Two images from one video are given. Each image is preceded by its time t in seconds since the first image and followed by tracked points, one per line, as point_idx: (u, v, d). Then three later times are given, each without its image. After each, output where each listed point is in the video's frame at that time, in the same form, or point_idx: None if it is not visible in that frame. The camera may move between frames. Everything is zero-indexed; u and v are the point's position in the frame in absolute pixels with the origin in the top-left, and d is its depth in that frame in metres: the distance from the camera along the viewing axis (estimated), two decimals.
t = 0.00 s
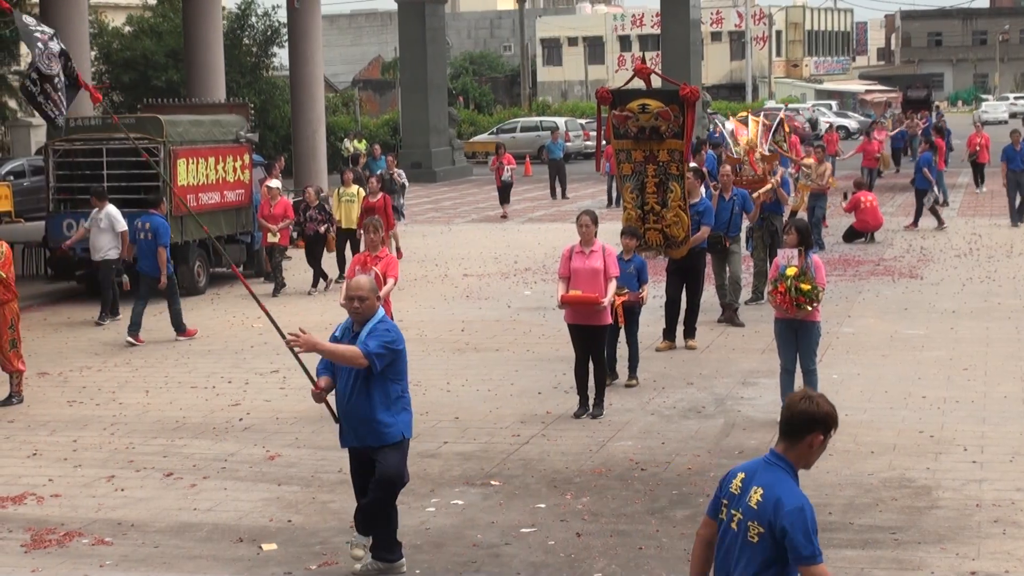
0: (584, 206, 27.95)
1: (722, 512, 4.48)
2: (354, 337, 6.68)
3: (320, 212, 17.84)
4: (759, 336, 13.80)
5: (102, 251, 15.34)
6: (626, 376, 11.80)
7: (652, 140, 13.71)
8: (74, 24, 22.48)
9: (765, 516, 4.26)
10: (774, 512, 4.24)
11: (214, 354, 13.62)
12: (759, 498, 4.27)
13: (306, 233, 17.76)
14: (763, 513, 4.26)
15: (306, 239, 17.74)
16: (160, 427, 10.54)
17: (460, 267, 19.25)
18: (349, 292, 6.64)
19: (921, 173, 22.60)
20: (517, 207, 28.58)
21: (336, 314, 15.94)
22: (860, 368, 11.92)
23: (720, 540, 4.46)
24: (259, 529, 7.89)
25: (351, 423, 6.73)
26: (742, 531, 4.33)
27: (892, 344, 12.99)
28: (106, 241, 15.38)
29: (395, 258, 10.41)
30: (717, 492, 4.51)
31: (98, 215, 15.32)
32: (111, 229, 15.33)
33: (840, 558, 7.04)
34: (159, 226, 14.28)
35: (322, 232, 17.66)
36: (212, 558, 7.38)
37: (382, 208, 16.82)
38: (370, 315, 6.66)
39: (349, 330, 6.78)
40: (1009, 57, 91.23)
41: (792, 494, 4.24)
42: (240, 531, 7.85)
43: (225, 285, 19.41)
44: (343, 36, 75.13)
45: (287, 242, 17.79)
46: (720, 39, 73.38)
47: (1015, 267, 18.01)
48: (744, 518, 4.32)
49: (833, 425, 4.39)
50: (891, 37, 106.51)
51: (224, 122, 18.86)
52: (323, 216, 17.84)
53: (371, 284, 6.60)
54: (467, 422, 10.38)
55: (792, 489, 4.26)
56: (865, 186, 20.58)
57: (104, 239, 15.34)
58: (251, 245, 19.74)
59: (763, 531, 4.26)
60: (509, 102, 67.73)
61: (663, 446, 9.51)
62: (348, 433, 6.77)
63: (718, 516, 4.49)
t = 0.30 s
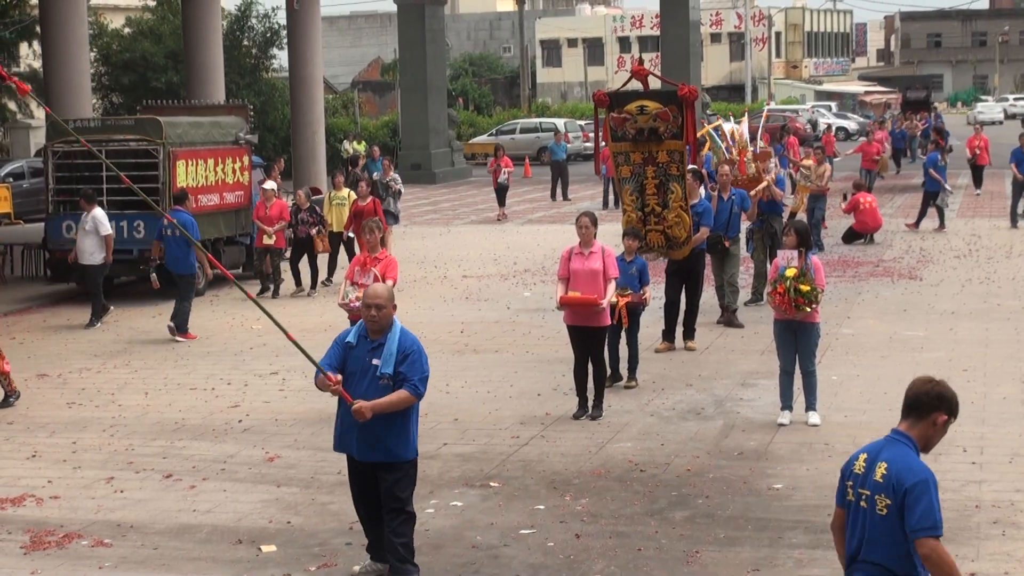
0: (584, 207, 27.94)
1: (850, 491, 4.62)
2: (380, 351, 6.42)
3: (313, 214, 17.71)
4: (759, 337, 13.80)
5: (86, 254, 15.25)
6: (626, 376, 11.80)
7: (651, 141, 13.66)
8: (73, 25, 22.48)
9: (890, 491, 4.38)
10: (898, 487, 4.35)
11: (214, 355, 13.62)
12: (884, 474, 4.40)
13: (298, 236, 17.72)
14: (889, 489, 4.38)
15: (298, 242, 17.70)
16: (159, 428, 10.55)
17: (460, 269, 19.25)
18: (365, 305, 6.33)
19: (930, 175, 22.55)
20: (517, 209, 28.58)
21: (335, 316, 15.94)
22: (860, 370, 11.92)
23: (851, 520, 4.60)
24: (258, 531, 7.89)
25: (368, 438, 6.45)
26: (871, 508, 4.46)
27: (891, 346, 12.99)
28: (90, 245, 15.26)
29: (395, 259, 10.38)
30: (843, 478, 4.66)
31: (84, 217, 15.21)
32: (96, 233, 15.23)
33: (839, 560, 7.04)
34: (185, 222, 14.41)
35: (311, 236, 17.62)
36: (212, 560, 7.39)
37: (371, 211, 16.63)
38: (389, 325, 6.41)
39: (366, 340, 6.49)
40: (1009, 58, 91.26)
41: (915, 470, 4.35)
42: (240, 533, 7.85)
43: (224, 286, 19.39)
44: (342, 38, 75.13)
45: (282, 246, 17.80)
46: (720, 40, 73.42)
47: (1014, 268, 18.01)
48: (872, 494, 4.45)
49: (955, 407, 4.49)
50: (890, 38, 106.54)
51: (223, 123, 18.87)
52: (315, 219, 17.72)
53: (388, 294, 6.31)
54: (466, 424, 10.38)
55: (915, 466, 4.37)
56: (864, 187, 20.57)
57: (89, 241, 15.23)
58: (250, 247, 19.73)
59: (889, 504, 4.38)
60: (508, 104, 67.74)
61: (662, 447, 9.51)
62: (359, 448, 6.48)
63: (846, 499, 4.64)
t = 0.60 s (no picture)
0: (582, 210, 27.94)
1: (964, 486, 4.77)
2: (407, 356, 6.20)
3: (301, 218, 17.88)
4: (757, 339, 13.81)
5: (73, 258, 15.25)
6: (625, 377, 11.79)
7: (650, 144, 13.59)
8: (71, 27, 22.48)
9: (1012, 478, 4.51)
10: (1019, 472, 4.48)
11: (211, 358, 13.61)
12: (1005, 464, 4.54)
13: (288, 241, 17.89)
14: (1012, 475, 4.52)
15: (289, 246, 17.85)
16: (157, 431, 10.54)
17: (457, 271, 19.25)
18: (389, 308, 6.11)
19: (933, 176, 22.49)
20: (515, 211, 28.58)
21: (333, 319, 15.94)
22: (858, 372, 11.92)
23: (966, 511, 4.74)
24: (256, 533, 7.88)
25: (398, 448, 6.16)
26: (992, 498, 4.60)
27: (890, 347, 13.00)
28: (78, 249, 15.27)
29: (393, 261, 10.33)
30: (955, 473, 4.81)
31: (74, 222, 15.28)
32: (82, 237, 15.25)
33: (838, 562, 7.04)
34: (208, 225, 15.01)
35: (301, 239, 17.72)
36: (210, 562, 7.38)
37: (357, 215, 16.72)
38: (409, 328, 6.23)
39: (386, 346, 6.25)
40: (1006, 60, 91.38)
41: None
42: (238, 535, 7.85)
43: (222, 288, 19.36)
44: (340, 40, 75.14)
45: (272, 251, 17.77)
46: (718, 42, 73.47)
47: (1012, 270, 18.03)
48: (993, 484, 4.58)
49: None
50: (887, 41, 106.68)
51: (221, 126, 18.88)
52: (303, 223, 17.91)
53: (404, 297, 6.15)
54: (464, 426, 10.37)
55: None
56: (862, 189, 20.57)
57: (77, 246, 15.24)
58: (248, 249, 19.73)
59: (1011, 491, 4.51)
60: (506, 106, 67.74)
61: (661, 449, 9.51)
62: (387, 458, 6.18)
63: (960, 493, 4.78)
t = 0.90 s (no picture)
0: (582, 212, 27.96)
1: None
2: (434, 373, 6.09)
3: (289, 219, 17.80)
4: (757, 342, 13.82)
5: (60, 260, 15.19)
6: (624, 380, 11.79)
7: (651, 146, 13.63)
8: (72, 28, 22.49)
9: None
10: None
11: (211, 360, 13.61)
12: None
13: (277, 243, 17.72)
14: None
15: (277, 248, 17.69)
16: (157, 433, 10.53)
17: (457, 274, 19.25)
18: (411, 324, 5.95)
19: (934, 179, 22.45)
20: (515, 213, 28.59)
21: (333, 321, 15.94)
22: (858, 375, 11.92)
23: None
24: (256, 535, 7.88)
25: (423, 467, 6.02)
26: None
27: (890, 351, 13.00)
28: (64, 251, 15.20)
29: (393, 263, 10.35)
30: None
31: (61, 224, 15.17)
32: (71, 239, 15.11)
33: (838, 565, 7.04)
34: (228, 222, 14.93)
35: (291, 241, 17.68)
36: (210, 564, 7.38)
37: (348, 219, 16.69)
38: (425, 344, 6.10)
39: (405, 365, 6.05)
40: (1005, 64, 91.42)
41: None
42: (238, 538, 7.84)
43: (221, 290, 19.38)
44: (340, 42, 75.20)
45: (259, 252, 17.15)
46: (717, 45, 73.52)
47: (1011, 274, 18.03)
48: None
49: None
50: (887, 44, 106.76)
51: (222, 128, 18.83)
52: (292, 224, 17.83)
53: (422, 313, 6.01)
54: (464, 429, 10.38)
55: None
56: (862, 193, 20.57)
57: (64, 248, 15.17)
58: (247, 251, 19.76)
59: None
60: (505, 108, 67.71)
61: (661, 452, 9.51)
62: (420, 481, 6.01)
63: None
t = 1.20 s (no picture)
0: (583, 215, 27.97)
1: None
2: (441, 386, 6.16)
3: (283, 223, 17.45)
4: (758, 345, 13.82)
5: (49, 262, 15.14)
6: (625, 384, 11.78)
7: (654, 148, 13.67)
8: (74, 30, 22.52)
9: None
10: None
11: (212, 362, 13.62)
12: None
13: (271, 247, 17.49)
14: None
15: (272, 253, 17.45)
16: (158, 435, 10.54)
17: (458, 276, 19.26)
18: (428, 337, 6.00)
19: (932, 182, 22.45)
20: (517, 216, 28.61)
21: (335, 323, 15.95)
22: (859, 378, 11.92)
23: None
24: (257, 537, 7.88)
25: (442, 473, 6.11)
26: None
27: (891, 354, 13.00)
28: (53, 253, 15.16)
29: (394, 266, 10.38)
30: None
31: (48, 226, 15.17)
32: (59, 240, 15.09)
33: (838, 568, 7.04)
34: (257, 225, 15.03)
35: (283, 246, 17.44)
36: (211, 566, 7.38)
37: (340, 221, 16.66)
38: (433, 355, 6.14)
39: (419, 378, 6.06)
40: (1007, 67, 91.50)
41: None
42: (238, 540, 7.85)
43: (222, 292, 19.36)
44: (341, 44, 75.32)
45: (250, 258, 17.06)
46: (719, 48, 73.61)
47: (1013, 276, 18.02)
48: None
49: None
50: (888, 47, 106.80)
51: (223, 130, 18.82)
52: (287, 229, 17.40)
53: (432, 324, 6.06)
54: (465, 431, 10.38)
55: None
56: (863, 195, 20.57)
57: (52, 250, 15.13)
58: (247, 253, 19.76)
59: None
60: (507, 111, 67.78)
61: (662, 454, 9.51)
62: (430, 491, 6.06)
63: None
